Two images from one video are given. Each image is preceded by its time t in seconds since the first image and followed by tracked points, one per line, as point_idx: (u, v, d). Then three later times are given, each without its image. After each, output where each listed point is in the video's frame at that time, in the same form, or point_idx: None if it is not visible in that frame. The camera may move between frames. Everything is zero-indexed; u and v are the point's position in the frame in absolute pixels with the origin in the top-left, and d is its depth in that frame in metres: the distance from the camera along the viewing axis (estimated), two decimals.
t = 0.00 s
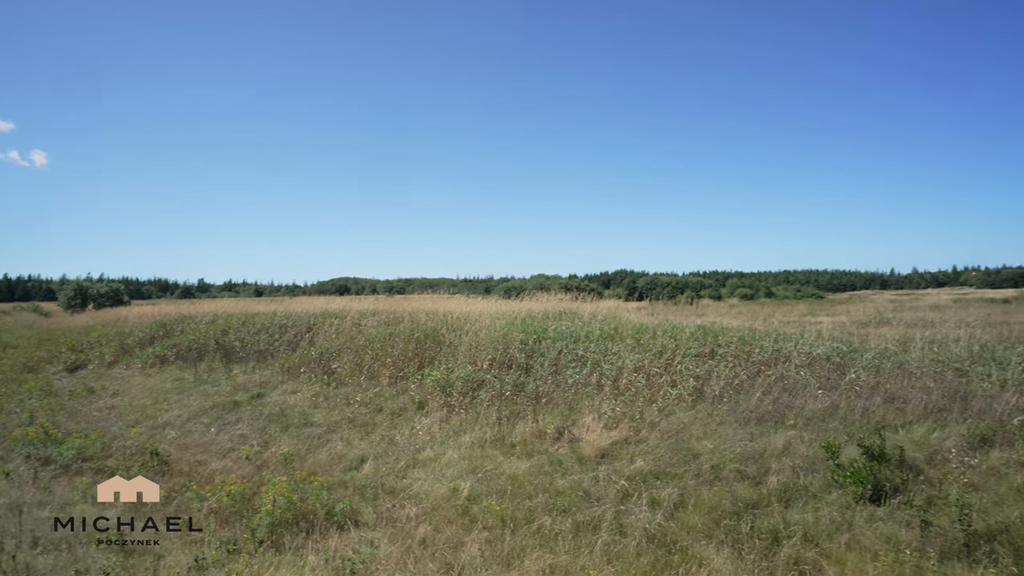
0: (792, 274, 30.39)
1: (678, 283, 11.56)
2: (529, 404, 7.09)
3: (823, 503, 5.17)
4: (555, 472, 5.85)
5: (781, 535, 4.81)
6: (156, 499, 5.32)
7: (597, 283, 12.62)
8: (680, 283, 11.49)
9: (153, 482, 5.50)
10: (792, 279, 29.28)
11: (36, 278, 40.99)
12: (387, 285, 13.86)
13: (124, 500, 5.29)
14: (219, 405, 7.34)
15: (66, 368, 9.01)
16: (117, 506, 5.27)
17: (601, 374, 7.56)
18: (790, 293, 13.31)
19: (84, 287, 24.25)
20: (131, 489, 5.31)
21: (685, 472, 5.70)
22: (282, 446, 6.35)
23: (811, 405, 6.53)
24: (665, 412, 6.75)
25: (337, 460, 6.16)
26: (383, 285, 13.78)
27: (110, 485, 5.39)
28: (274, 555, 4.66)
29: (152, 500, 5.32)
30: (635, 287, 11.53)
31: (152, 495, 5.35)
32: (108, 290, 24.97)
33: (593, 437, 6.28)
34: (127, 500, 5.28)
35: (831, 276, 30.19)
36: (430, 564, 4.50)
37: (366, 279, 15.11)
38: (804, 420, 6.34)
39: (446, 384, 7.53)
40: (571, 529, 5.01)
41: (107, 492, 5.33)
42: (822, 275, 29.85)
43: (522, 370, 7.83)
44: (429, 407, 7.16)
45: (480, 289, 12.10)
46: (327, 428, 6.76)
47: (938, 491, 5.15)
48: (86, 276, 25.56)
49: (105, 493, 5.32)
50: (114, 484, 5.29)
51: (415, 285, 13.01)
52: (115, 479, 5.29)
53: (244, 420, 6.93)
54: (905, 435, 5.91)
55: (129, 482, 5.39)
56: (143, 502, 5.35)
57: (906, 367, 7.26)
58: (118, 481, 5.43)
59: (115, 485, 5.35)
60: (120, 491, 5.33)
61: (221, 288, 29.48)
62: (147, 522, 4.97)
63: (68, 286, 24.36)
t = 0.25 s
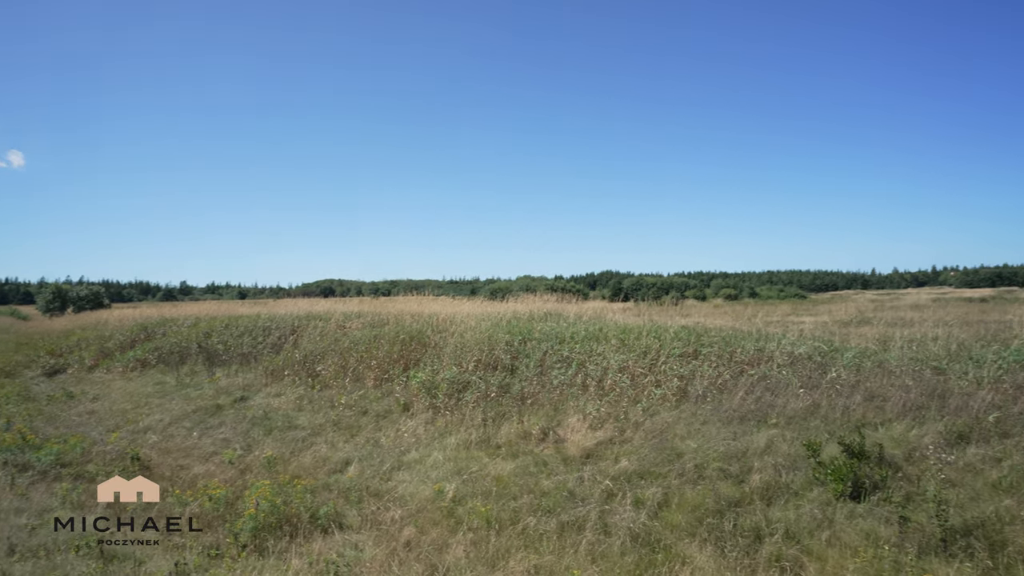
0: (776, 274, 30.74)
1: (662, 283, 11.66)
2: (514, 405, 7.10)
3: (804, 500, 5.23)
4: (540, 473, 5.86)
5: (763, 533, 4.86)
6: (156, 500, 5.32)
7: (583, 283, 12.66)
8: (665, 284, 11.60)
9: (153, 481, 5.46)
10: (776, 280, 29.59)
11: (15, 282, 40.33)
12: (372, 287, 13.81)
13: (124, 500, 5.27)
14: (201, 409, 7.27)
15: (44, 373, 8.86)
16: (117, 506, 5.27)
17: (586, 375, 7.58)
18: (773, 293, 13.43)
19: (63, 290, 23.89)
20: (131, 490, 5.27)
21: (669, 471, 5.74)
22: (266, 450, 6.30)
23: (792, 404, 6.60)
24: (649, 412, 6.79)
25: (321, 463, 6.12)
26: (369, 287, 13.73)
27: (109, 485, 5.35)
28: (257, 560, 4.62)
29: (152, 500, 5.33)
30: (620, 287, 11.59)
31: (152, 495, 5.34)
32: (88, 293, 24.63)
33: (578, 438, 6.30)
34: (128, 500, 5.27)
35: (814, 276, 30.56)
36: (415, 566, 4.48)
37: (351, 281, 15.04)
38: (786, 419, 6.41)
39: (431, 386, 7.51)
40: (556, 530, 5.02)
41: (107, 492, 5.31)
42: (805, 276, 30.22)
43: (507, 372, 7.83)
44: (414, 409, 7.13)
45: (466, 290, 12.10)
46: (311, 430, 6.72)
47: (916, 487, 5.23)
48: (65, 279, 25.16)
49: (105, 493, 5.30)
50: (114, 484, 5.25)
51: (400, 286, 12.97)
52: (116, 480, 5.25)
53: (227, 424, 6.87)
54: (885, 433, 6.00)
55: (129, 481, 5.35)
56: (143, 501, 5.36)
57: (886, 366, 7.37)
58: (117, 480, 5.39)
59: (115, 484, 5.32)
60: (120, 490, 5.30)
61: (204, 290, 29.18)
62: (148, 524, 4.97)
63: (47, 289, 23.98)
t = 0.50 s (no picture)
0: (757, 275, 31.09)
1: (645, 284, 11.75)
2: (496, 405, 7.10)
3: (782, 498, 5.30)
4: (521, 473, 5.87)
5: (741, 530, 4.91)
6: (156, 499, 5.39)
7: (566, 284, 12.72)
8: (647, 285, 11.71)
9: (153, 483, 5.59)
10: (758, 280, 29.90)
11: None
12: (355, 288, 13.74)
13: (123, 499, 5.37)
14: (180, 412, 7.18)
15: (17, 376, 8.68)
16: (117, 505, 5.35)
17: (568, 376, 7.61)
18: (754, 293, 13.60)
19: (37, 291, 23.44)
20: (132, 489, 5.40)
21: (650, 470, 5.78)
22: (245, 453, 6.23)
23: (771, 404, 6.68)
24: (631, 412, 6.83)
25: (302, 465, 6.07)
26: (351, 288, 13.66)
27: (110, 485, 5.47)
28: (235, 564, 4.57)
29: (151, 500, 5.39)
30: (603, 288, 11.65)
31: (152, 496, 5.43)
32: (63, 294, 24.19)
33: (559, 438, 6.32)
34: (127, 500, 5.36)
35: (794, 278, 30.98)
36: (395, 568, 4.47)
37: (333, 282, 14.94)
38: (765, 418, 6.49)
39: (413, 387, 7.48)
40: (537, 530, 5.03)
41: (107, 492, 5.41)
42: (785, 277, 30.61)
43: (490, 373, 7.83)
44: (396, 411, 7.11)
45: (449, 291, 12.09)
46: (292, 433, 6.67)
47: (891, 484, 5.32)
48: (40, 281, 24.66)
49: (105, 493, 5.40)
50: (115, 484, 5.38)
51: (383, 288, 12.92)
52: (117, 479, 5.39)
53: (206, 427, 6.78)
54: (861, 431, 6.10)
55: (129, 482, 5.49)
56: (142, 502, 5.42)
57: (862, 365, 7.49)
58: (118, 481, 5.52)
59: (115, 485, 5.44)
60: (120, 490, 5.42)
61: (183, 292, 28.80)
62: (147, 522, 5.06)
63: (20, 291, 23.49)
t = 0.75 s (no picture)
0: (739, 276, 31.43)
1: (627, 285, 11.83)
2: (478, 407, 7.09)
3: (760, 496, 5.35)
4: (503, 474, 5.86)
5: (720, 529, 4.95)
6: (155, 499, 5.35)
7: (550, 285, 12.76)
8: (631, 285, 11.83)
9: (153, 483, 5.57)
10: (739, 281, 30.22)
11: None
12: (337, 289, 13.66)
13: (123, 499, 5.35)
14: (157, 416, 7.07)
15: None
16: (117, 505, 5.33)
17: (550, 376, 7.62)
18: (735, 294, 13.75)
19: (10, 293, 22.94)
20: (132, 489, 5.39)
21: (631, 470, 5.80)
22: (223, 456, 6.15)
23: (750, 403, 6.75)
24: (612, 412, 6.86)
25: (281, 468, 6.01)
26: (333, 289, 13.57)
27: (110, 485, 5.46)
28: (213, 569, 4.50)
29: (151, 500, 5.36)
30: (586, 289, 11.70)
31: (152, 496, 5.41)
32: (37, 296, 23.72)
33: (541, 439, 6.32)
34: (127, 500, 5.35)
35: (775, 279, 31.37)
36: (375, 571, 4.43)
37: (315, 283, 14.82)
38: (744, 417, 6.55)
39: (395, 389, 7.44)
40: (518, 531, 5.03)
41: (107, 492, 5.40)
42: (766, 278, 30.99)
43: (472, 374, 7.82)
44: (377, 413, 7.06)
45: (432, 292, 12.06)
46: (271, 436, 6.59)
47: (866, 482, 5.41)
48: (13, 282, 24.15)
49: (105, 493, 5.39)
50: (115, 483, 5.38)
51: (366, 288, 12.85)
52: (116, 479, 5.38)
53: (184, 430, 6.68)
54: (837, 430, 6.18)
55: (129, 482, 5.48)
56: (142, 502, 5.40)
57: (839, 364, 7.60)
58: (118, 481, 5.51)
59: (115, 484, 5.44)
60: (120, 490, 5.41)
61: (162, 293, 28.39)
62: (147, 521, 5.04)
63: None
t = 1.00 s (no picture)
0: (720, 276, 31.76)
1: (610, 285, 11.89)
2: (461, 408, 7.07)
3: (741, 494, 5.40)
4: (486, 476, 5.85)
5: (701, 527, 4.98)
6: (154, 499, 5.39)
7: (532, 286, 12.78)
8: (613, 286, 11.87)
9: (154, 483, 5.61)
10: (715, 280, 30.60)
11: None
12: (319, 291, 13.55)
13: (124, 498, 5.42)
14: (134, 422, 6.95)
15: None
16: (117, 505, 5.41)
17: (533, 377, 7.63)
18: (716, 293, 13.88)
19: None
20: (131, 489, 5.44)
21: (613, 470, 5.82)
22: (202, 462, 6.06)
23: (731, 401, 6.81)
24: (595, 412, 6.88)
25: (262, 473, 5.93)
26: (315, 291, 13.46)
27: (111, 485, 5.54)
28: None
29: (150, 499, 5.38)
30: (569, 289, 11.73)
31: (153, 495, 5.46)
32: (10, 301, 23.21)
33: (524, 440, 6.32)
34: (127, 500, 5.41)
35: (756, 278, 31.75)
36: None
37: (295, 285, 14.68)
38: (725, 415, 6.61)
39: (377, 392, 7.40)
40: (501, 532, 5.02)
41: (107, 492, 5.49)
42: (747, 277, 31.34)
43: (454, 375, 7.80)
44: (359, 416, 7.01)
45: (415, 293, 12.02)
46: (252, 441, 6.51)
47: (844, 477, 5.48)
48: None
49: (105, 493, 5.48)
50: (115, 484, 5.45)
51: (348, 291, 12.78)
52: (116, 479, 5.46)
53: (162, 437, 6.58)
54: (816, 426, 6.26)
55: (129, 482, 5.55)
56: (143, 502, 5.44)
57: (817, 361, 7.70)
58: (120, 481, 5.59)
59: (115, 485, 5.51)
60: (120, 490, 5.49)
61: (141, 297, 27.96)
62: (145, 521, 5.08)
63: None
